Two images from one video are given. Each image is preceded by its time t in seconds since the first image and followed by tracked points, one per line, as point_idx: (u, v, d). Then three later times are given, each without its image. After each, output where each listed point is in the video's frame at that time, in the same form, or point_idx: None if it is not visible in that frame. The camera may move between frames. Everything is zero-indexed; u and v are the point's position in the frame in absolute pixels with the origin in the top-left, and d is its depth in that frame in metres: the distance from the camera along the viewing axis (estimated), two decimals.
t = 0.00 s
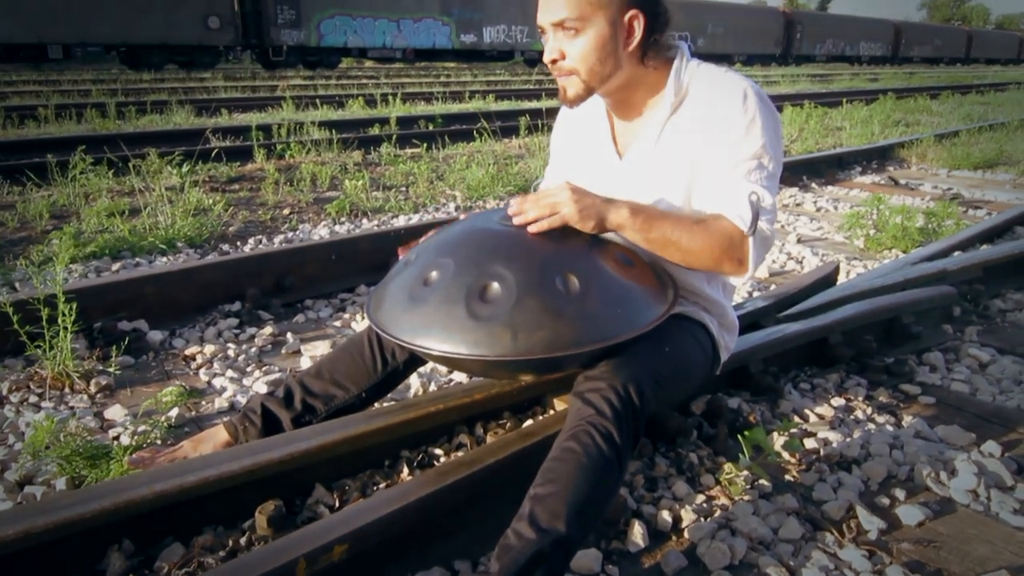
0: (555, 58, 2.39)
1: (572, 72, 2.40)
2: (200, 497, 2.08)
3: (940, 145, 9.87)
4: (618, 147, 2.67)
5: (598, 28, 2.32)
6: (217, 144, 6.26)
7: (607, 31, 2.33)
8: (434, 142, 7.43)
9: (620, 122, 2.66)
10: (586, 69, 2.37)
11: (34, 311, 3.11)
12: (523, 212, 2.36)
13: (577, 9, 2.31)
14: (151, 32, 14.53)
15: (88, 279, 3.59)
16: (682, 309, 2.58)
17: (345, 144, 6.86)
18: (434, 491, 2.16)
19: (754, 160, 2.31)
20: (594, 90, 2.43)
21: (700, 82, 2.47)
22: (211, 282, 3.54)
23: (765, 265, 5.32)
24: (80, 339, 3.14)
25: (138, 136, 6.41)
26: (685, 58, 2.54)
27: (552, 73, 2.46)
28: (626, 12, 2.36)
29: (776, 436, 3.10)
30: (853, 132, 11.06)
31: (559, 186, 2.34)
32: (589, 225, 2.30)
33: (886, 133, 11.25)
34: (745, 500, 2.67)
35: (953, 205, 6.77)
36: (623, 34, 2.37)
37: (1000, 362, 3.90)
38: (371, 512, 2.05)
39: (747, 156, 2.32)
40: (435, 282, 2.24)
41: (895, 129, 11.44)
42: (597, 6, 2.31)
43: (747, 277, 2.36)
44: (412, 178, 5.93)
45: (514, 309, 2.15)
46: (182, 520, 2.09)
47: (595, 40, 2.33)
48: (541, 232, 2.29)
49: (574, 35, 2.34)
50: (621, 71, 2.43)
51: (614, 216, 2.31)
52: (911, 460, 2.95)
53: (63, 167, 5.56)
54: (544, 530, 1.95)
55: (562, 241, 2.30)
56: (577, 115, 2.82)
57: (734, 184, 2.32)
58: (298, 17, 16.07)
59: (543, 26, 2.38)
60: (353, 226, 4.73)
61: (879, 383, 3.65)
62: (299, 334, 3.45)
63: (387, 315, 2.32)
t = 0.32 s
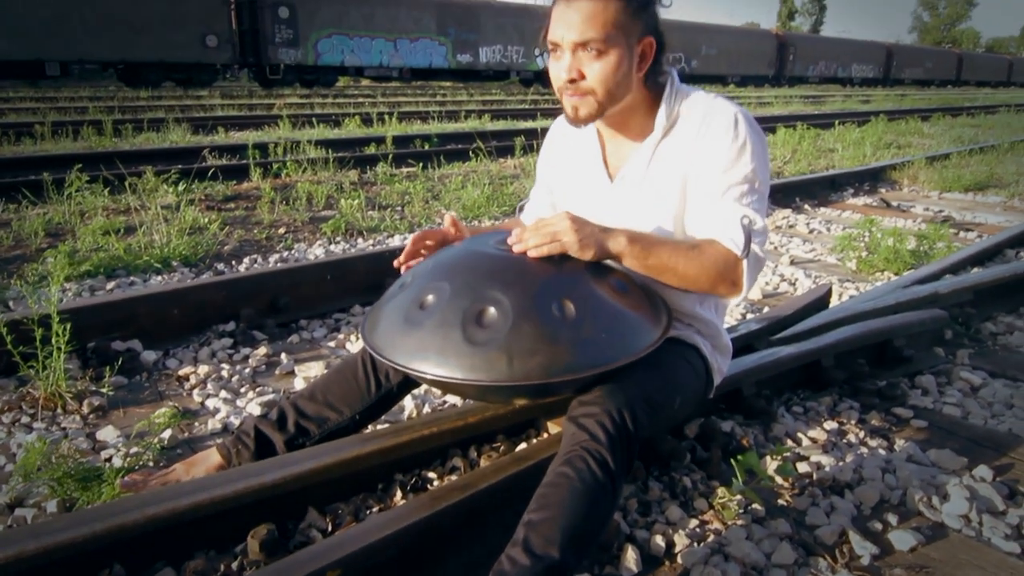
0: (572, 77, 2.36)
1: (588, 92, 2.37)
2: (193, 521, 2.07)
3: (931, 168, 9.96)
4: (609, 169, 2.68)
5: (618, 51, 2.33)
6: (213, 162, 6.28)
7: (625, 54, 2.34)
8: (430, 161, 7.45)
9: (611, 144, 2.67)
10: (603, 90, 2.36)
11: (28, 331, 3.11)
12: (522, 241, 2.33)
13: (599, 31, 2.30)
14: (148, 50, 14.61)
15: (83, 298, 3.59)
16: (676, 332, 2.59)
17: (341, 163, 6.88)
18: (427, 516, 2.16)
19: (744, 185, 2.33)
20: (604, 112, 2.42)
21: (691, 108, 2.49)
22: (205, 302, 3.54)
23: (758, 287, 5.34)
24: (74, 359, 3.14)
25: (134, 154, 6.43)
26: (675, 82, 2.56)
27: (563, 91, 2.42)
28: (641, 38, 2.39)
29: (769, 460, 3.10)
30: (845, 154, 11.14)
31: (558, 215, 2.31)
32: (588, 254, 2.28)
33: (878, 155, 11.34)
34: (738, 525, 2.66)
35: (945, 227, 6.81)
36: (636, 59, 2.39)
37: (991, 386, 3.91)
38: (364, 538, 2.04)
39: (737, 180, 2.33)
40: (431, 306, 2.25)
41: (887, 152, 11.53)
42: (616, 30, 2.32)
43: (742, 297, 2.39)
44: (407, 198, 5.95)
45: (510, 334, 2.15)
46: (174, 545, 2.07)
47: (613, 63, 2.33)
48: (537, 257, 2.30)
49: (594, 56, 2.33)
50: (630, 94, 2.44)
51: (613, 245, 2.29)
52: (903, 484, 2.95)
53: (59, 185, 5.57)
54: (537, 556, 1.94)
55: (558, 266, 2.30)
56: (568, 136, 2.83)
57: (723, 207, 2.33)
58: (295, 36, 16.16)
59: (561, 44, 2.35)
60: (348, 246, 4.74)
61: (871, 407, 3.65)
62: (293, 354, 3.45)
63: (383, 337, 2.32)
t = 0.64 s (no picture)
0: (564, 95, 2.37)
1: (580, 110, 2.38)
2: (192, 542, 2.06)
3: (927, 182, 9.99)
4: (606, 188, 2.69)
5: (610, 69, 2.34)
6: (212, 178, 6.29)
7: (617, 74, 2.35)
8: (428, 176, 7.47)
9: (608, 163, 2.68)
10: (594, 107, 2.37)
11: (27, 348, 3.11)
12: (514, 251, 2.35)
13: (590, 49, 2.32)
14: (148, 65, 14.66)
15: (83, 315, 3.59)
16: (675, 349, 2.60)
17: (340, 178, 6.89)
18: (426, 536, 2.15)
19: (736, 203, 2.34)
20: (597, 130, 2.43)
21: (685, 126, 2.50)
22: (205, 319, 3.54)
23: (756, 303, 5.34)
24: (73, 376, 3.13)
25: (134, 170, 6.44)
26: (671, 100, 2.58)
27: (556, 108, 2.44)
28: (635, 56, 2.39)
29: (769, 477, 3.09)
30: (842, 168, 11.18)
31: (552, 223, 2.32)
32: (578, 262, 2.28)
33: (875, 170, 11.37)
34: (738, 543, 2.66)
35: (942, 242, 6.82)
36: (630, 78, 2.39)
37: (990, 401, 3.91)
38: (363, 558, 2.02)
39: (727, 197, 2.34)
40: (428, 326, 2.24)
41: (884, 166, 11.57)
42: (609, 49, 2.33)
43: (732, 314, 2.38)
44: (406, 213, 5.96)
45: (507, 354, 2.15)
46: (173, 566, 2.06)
47: (604, 81, 2.34)
48: (534, 276, 2.30)
49: (585, 74, 2.35)
50: (624, 112, 2.44)
51: (604, 254, 2.28)
52: (903, 501, 2.95)
53: (58, 201, 5.57)
54: None
55: (555, 284, 2.30)
56: (565, 154, 2.84)
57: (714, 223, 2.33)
58: (294, 51, 16.24)
59: (553, 63, 2.37)
60: (347, 261, 4.74)
61: (870, 423, 3.65)
62: (292, 371, 3.45)
63: (381, 356, 2.31)
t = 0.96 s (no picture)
0: (541, 122, 2.44)
1: (557, 136, 2.43)
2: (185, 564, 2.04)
3: (921, 202, 10.03)
4: (603, 212, 2.71)
5: (582, 93, 2.37)
6: (209, 196, 6.30)
7: (590, 96, 2.38)
8: (425, 194, 7.49)
9: (606, 188, 2.71)
10: (571, 132, 2.41)
11: (22, 367, 3.11)
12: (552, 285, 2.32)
13: (562, 76, 2.37)
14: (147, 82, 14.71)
15: (78, 333, 3.59)
16: (671, 372, 2.60)
17: (338, 196, 6.91)
18: (420, 557, 2.14)
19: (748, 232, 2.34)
20: (579, 153, 2.46)
21: (682, 153, 2.51)
22: (200, 337, 3.54)
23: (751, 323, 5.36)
24: (67, 396, 3.13)
25: (131, 188, 6.46)
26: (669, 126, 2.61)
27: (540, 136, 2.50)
28: (609, 79, 2.39)
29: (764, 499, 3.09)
30: (837, 187, 11.23)
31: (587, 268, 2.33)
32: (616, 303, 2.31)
33: (869, 189, 11.42)
34: (733, 565, 2.65)
35: (936, 263, 6.85)
36: (606, 100, 2.40)
37: (984, 422, 3.91)
38: None
39: (738, 223, 2.34)
40: (423, 347, 2.24)
41: (878, 186, 11.63)
42: (579, 73, 2.37)
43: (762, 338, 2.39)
44: (403, 231, 5.97)
45: (502, 376, 2.15)
46: None
47: (578, 105, 2.38)
48: (529, 297, 2.30)
49: (559, 100, 2.40)
50: (608, 135, 2.47)
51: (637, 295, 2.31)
52: (898, 523, 2.94)
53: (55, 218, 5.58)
54: None
55: (551, 304, 2.30)
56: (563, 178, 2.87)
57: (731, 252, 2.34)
58: (292, 69, 16.32)
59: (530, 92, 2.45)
60: (343, 279, 4.75)
61: (865, 445, 3.65)
62: (287, 390, 3.44)
63: (376, 378, 2.31)
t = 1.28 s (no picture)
0: (587, 128, 2.32)
1: (600, 145, 2.33)
2: None
3: (913, 216, 10.08)
4: (608, 221, 2.63)
5: (635, 109, 2.30)
6: (204, 207, 6.30)
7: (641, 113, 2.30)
8: (420, 206, 7.50)
9: (611, 197, 2.63)
10: (617, 146, 2.32)
11: (14, 379, 3.09)
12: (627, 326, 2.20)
13: (619, 87, 2.27)
14: (142, 92, 14.75)
15: (70, 344, 3.57)
16: (667, 385, 2.59)
17: (332, 208, 6.91)
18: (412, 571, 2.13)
19: (761, 254, 2.40)
20: (615, 165, 2.38)
21: (697, 173, 2.48)
22: (193, 349, 3.53)
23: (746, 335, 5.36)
24: (59, 407, 3.11)
25: (126, 198, 6.46)
26: (679, 143, 2.57)
27: (574, 140, 2.37)
28: (658, 97, 2.35)
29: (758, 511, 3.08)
30: (830, 201, 11.28)
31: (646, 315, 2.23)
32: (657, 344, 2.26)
33: (862, 203, 11.47)
34: None
35: (929, 277, 6.88)
36: (650, 119, 2.35)
37: (976, 436, 3.92)
38: None
39: (756, 245, 2.40)
40: (420, 363, 2.22)
41: (872, 199, 11.68)
42: (636, 87, 2.28)
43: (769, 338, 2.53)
44: (398, 243, 5.98)
45: (500, 391, 2.13)
46: None
47: (629, 120, 2.30)
48: (526, 313, 2.29)
49: (611, 111, 2.29)
50: (641, 152, 2.40)
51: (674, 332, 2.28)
52: (891, 537, 2.94)
53: (50, 228, 5.57)
54: None
55: (548, 320, 2.29)
56: (559, 179, 2.78)
57: (751, 273, 2.40)
58: (288, 80, 16.35)
59: (578, 95, 2.32)
60: (337, 291, 4.75)
61: (859, 458, 3.66)
62: (281, 402, 3.43)
63: (371, 393, 2.28)
